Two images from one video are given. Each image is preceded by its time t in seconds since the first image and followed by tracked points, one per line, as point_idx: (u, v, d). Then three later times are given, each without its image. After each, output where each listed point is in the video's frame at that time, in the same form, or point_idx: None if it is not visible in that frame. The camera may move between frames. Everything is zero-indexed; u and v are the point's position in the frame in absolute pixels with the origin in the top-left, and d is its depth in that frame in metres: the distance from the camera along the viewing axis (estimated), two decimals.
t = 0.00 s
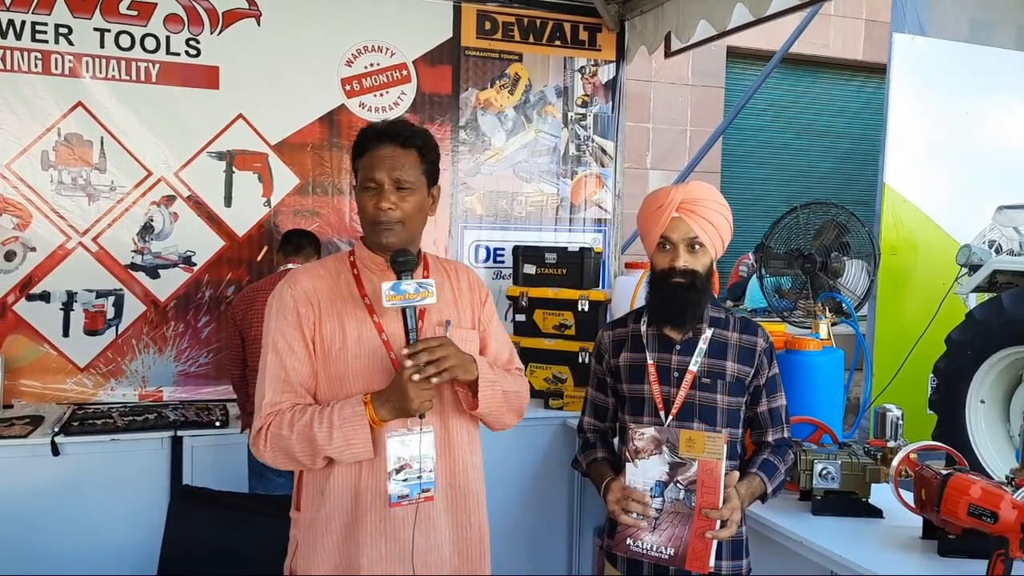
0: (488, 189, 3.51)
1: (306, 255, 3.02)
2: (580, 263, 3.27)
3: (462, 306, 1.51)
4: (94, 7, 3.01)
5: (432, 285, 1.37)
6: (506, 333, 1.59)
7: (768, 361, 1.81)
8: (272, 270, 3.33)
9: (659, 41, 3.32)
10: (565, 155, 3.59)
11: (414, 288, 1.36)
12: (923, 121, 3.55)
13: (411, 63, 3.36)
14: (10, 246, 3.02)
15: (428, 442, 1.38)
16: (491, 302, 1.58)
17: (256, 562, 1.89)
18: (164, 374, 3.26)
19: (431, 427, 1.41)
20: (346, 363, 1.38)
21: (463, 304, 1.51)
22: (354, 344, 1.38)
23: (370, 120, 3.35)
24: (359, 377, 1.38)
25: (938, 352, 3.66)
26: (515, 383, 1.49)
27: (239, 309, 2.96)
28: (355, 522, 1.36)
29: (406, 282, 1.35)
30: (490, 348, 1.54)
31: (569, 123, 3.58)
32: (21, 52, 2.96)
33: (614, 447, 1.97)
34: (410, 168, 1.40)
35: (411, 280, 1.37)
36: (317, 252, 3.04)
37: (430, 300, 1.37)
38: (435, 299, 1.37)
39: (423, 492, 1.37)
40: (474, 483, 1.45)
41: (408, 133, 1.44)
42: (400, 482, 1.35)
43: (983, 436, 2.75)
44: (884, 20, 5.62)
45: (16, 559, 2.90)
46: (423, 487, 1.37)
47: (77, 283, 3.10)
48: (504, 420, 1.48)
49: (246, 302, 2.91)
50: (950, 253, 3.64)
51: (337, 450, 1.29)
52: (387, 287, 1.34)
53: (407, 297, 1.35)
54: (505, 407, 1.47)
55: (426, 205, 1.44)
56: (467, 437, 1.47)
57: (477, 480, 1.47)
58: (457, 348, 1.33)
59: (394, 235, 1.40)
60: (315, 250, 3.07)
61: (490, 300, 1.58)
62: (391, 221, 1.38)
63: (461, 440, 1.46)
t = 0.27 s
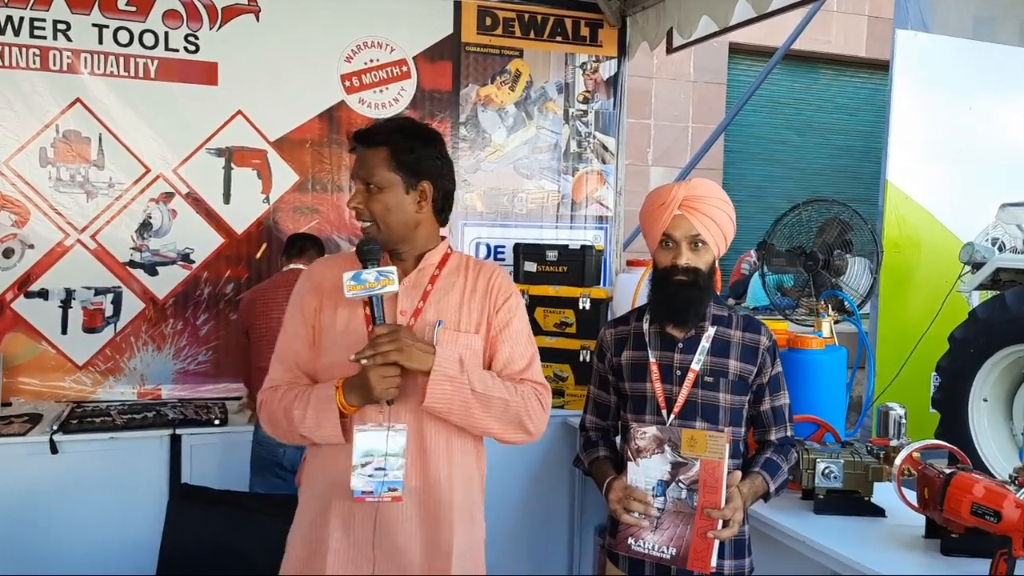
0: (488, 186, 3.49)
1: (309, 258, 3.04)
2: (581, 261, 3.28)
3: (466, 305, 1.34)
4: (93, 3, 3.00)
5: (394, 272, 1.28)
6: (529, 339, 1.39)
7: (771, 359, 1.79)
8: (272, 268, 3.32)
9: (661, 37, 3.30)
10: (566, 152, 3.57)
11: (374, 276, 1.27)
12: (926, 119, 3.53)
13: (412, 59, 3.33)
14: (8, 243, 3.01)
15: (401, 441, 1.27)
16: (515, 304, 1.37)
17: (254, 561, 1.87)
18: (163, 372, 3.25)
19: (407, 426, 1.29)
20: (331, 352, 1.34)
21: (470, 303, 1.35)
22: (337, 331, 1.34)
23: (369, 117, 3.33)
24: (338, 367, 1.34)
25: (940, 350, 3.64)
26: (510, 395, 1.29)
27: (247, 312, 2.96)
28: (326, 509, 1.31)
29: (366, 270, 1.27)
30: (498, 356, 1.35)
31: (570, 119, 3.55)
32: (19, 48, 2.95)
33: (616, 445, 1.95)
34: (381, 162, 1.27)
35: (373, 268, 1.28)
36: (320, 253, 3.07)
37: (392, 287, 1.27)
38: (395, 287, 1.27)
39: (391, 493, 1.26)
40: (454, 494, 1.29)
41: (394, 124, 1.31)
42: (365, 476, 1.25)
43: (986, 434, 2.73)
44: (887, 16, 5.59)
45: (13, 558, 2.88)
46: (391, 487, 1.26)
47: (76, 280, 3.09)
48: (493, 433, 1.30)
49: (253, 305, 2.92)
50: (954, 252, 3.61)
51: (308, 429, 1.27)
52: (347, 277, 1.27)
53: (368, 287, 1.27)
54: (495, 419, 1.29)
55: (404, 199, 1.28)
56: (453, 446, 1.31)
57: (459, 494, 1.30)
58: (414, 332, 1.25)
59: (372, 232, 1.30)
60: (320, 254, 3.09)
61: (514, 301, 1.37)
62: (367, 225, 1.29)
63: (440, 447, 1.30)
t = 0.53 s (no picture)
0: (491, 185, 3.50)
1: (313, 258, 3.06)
2: (583, 260, 3.29)
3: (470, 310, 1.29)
4: (97, 2, 3.01)
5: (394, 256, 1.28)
6: (541, 350, 1.27)
7: (774, 358, 1.79)
8: (276, 267, 3.33)
9: (663, 36, 3.30)
10: (569, 151, 3.57)
11: (377, 259, 1.29)
12: (928, 118, 3.52)
13: (415, 58, 3.34)
14: (13, 241, 3.03)
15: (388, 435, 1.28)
16: (526, 311, 1.26)
17: (256, 558, 1.88)
18: (166, 370, 3.26)
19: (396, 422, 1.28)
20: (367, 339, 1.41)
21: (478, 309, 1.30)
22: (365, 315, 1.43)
23: (372, 116, 3.34)
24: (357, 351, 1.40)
25: (941, 349, 3.66)
26: (492, 406, 1.21)
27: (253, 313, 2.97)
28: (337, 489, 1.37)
29: (371, 252, 1.30)
30: (500, 365, 1.26)
31: (573, 118, 3.56)
32: (23, 47, 2.96)
33: (620, 442, 1.96)
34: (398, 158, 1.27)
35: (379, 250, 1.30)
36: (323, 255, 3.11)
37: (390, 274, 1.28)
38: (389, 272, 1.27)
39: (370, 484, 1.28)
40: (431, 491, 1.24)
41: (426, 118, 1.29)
42: (357, 462, 1.31)
43: (988, 433, 2.74)
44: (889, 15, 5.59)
45: (17, 554, 2.90)
46: (374, 479, 1.28)
47: (80, 278, 3.11)
48: (475, 442, 1.23)
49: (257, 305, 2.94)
50: (954, 251, 3.64)
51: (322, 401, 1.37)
52: (356, 260, 1.31)
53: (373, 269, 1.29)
54: (476, 427, 1.23)
55: (415, 198, 1.27)
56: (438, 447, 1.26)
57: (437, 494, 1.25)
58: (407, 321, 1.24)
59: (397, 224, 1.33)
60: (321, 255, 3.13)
61: (526, 308, 1.26)
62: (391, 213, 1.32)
63: (423, 447, 1.26)
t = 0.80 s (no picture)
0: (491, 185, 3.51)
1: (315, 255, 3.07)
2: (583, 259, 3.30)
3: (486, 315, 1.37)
4: (99, 2, 3.02)
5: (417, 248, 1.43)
6: (551, 360, 1.30)
7: (775, 358, 1.81)
8: (277, 266, 3.34)
9: (663, 36, 3.31)
10: (569, 150, 3.58)
11: (402, 252, 1.44)
12: (926, 121, 3.53)
13: (416, 58, 3.35)
14: (15, 240, 3.04)
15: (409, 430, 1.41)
16: (540, 317, 1.31)
17: (255, 558, 1.88)
18: (168, 369, 3.27)
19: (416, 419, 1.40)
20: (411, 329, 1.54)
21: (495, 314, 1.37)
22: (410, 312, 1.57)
23: (373, 116, 3.35)
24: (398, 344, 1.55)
25: (941, 349, 3.66)
26: (492, 412, 1.27)
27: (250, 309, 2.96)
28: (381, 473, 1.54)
29: (395, 246, 1.46)
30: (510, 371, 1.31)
31: (573, 118, 3.56)
32: (25, 47, 2.97)
33: (621, 440, 1.97)
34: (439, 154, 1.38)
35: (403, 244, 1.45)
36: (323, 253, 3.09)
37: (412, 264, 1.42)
38: (411, 262, 1.42)
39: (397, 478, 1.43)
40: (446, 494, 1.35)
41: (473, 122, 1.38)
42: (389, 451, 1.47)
43: (987, 432, 2.75)
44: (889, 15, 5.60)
45: (19, 552, 2.91)
46: (398, 470, 1.43)
47: (82, 278, 3.12)
48: (480, 447, 1.31)
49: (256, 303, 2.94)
50: (954, 250, 3.64)
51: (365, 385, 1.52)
52: (383, 255, 1.48)
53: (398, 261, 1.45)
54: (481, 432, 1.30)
55: (447, 197, 1.37)
56: (453, 449, 1.36)
57: (451, 495, 1.35)
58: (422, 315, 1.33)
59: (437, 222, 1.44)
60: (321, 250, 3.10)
61: (539, 314, 1.31)
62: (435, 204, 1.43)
63: (438, 449, 1.37)
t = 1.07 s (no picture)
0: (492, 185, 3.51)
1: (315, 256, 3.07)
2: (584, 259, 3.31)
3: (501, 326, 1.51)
4: (99, 2, 3.02)
5: (433, 255, 1.57)
6: (558, 375, 1.39)
7: (782, 359, 1.81)
8: (277, 266, 3.34)
9: (663, 36, 3.31)
10: (569, 151, 3.58)
11: (421, 257, 1.59)
12: (925, 120, 3.56)
13: (416, 58, 3.35)
14: (15, 240, 3.04)
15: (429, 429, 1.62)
16: (550, 330, 1.41)
17: (255, 559, 1.88)
18: (169, 369, 3.27)
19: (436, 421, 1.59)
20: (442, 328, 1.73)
21: (509, 326, 1.51)
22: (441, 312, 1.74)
23: (374, 116, 3.35)
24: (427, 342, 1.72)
25: (941, 350, 3.65)
26: (495, 426, 1.40)
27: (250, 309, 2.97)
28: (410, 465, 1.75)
29: (414, 251, 1.61)
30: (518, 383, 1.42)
31: (574, 118, 3.56)
32: (25, 47, 2.97)
33: (626, 439, 1.99)
34: (459, 168, 1.51)
35: (421, 250, 1.60)
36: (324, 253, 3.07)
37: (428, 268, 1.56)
38: (427, 268, 1.56)
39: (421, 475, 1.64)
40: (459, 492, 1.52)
41: (490, 136, 1.50)
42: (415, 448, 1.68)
43: (987, 433, 2.74)
44: (890, 15, 5.60)
45: (20, 552, 2.92)
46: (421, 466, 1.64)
47: (83, 278, 3.12)
48: (486, 458, 1.45)
49: (255, 302, 2.94)
50: (955, 252, 3.61)
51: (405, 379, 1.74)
52: (404, 260, 1.63)
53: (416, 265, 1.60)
54: (486, 440, 1.44)
55: (467, 208, 1.50)
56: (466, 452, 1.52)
57: (463, 493, 1.52)
58: (436, 323, 1.48)
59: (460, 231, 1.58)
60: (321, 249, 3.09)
61: (550, 328, 1.41)
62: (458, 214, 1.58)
63: (452, 452, 1.55)
